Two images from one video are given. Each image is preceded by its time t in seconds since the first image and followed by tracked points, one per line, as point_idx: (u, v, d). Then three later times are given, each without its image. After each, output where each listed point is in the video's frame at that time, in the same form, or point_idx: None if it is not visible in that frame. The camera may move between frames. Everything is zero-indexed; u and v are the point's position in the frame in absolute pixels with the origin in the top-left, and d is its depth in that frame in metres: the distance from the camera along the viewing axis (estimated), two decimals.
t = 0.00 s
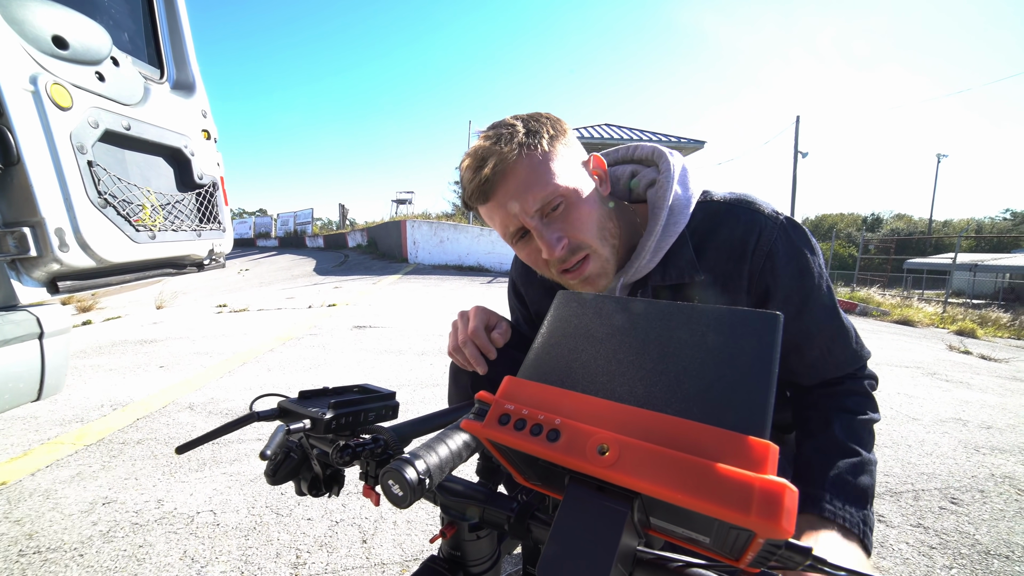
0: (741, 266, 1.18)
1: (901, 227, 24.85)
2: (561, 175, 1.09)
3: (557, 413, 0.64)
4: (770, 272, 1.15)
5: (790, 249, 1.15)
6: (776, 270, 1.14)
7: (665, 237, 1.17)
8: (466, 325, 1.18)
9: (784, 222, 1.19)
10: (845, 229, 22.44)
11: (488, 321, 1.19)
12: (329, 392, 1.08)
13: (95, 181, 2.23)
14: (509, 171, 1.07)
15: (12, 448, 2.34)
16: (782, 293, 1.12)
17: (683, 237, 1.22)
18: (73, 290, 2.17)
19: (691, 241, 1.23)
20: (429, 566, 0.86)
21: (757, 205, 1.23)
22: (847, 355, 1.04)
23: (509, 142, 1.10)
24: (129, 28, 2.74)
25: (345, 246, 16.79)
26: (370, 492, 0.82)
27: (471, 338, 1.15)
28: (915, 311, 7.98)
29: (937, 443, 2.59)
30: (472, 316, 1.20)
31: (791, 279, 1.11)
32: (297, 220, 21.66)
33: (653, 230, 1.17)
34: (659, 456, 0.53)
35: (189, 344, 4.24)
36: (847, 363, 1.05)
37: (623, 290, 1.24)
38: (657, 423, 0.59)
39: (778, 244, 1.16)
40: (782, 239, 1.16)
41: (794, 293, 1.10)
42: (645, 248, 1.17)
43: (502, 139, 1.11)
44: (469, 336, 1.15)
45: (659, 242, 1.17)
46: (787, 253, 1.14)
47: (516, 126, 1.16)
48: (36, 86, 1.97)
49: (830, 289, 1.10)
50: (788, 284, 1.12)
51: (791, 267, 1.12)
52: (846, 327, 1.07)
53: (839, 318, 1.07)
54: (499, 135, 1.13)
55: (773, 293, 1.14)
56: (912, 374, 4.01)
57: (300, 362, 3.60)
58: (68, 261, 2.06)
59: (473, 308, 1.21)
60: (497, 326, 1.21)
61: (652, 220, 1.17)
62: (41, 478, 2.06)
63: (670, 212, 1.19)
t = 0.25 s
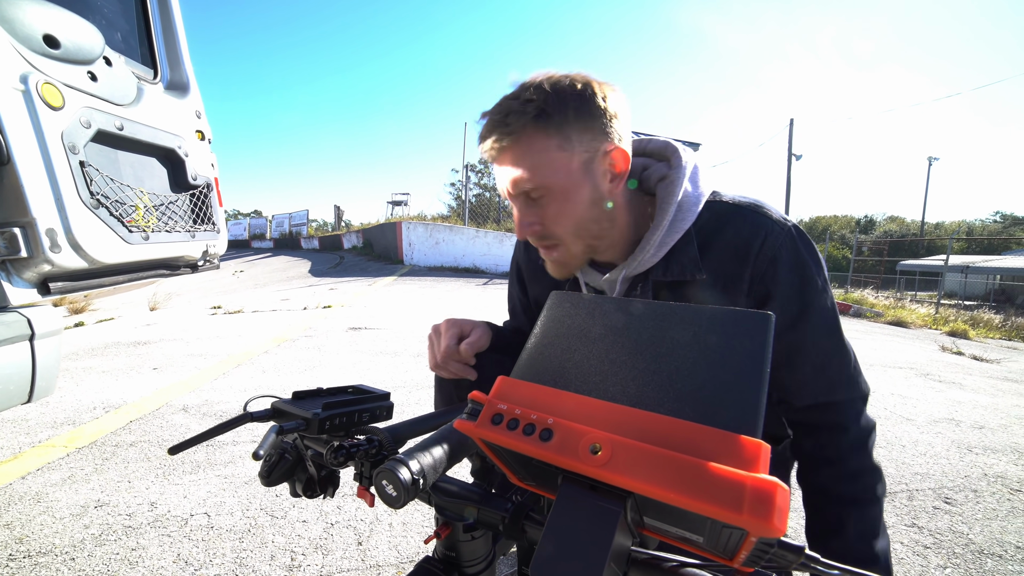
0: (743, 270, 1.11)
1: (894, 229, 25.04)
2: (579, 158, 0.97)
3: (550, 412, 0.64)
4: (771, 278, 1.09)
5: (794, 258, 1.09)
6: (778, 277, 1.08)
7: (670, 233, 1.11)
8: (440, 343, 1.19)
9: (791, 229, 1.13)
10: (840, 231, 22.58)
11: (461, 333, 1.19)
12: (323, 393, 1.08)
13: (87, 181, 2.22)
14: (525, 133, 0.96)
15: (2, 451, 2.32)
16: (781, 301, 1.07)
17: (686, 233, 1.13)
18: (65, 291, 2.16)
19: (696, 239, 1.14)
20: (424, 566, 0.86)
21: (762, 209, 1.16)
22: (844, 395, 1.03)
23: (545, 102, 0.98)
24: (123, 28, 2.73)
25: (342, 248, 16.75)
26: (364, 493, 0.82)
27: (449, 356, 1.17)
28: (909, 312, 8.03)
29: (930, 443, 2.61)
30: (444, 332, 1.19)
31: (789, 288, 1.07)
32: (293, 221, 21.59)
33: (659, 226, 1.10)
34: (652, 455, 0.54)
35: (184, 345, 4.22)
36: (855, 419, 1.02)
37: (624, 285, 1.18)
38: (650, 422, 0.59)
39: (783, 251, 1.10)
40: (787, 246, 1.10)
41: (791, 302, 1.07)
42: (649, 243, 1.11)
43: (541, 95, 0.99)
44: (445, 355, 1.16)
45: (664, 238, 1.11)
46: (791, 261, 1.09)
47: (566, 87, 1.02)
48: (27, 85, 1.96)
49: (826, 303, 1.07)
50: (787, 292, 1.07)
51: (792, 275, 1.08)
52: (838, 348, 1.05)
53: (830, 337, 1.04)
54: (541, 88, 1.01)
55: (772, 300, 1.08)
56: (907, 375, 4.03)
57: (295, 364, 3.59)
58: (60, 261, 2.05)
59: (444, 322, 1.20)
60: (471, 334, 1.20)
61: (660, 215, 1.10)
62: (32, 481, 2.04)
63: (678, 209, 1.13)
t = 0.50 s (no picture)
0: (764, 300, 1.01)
1: (890, 242, 25.19)
2: (586, 121, 1.06)
3: (556, 413, 0.64)
4: (795, 318, 0.97)
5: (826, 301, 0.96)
6: (805, 315, 0.96)
7: (697, 238, 1.08)
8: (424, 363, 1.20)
9: (827, 269, 1.00)
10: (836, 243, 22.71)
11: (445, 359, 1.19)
12: (324, 391, 1.07)
13: (90, 176, 2.22)
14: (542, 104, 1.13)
15: None
16: (801, 342, 0.95)
17: (714, 242, 1.08)
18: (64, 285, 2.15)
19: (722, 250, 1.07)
20: (422, 567, 0.86)
21: (805, 242, 1.05)
22: (850, 469, 0.92)
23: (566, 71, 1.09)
24: (129, 24, 2.73)
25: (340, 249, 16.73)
26: (363, 493, 0.82)
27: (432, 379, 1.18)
28: (904, 325, 8.06)
29: (927, 456, 2.61)
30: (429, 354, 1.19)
31: (813, 331, 0.95)
32: (292, 221, 21.56)
33: (688, 228, 1.09)
34: (657, 457, 0.54)
35: (180, 343, 4.20)
36: (855, 505, 0.93)
37: (641, 277, 1.20)
38: (656, 424, 0.59)
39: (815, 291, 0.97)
40: (822, 287, 0.97)
41: (811, 346, 0.94)
42: (672, 242, 1.10)
43: (571, 63, 1.10)
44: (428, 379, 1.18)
45: (690, 241, 1.09)
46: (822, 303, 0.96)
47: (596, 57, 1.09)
48: (33, 79, 1.96)
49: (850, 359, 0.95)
50: (809, 334, 0.95)
51: (819, 318, 0.95)
52: (853, 410, 0.94)
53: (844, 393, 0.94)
54: (579, 58, 1.10)
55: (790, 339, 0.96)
56: (903, 387, 4.05)
57: (292, 364, 3.57)
58: (61, 256, 2.04)
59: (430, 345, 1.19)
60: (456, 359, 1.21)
61: (690, 216, 1.09)
62: (24, 476, 2.02)
63: (711, 215, 1.10)
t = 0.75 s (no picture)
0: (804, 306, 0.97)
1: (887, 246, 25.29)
2: (640, 119, 1.06)
3: (559, 414, 0.64)
4: (832, 328, 0.93)
5: (867, 313, 0.92)
6: (845, 327, 0.92)
7: (739, 244, 1.07)
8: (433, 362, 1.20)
9: (875, 281, 0.95)
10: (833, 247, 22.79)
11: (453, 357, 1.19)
12: (325, 392, 1.07)
13: (89, 174, 2.21)
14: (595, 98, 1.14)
15: None
16: (836, 353, 0.92)
17: (757, 247, 1.06)
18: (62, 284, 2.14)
19: (767, 255, 1.05)
20: (423, 568, 0.86)
21: (855, 253, 1.00)
22: (881, 494, 0.87)
23: (625, 65, 1.09)
24: (129, 23, 2.73)
25: (338, 250, 16.72)
26: (364, 493, 0.82)
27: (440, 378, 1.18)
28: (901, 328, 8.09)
29: (924, 458, 2.62)
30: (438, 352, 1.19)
31: (849, 343, 0.91)
32: (290, 222, 21.54)
33: (731, 233, 1.08)
34: (661, 458, 0.54)
35: (178, 343, 4.19)
36: (881, 531, 0.87)
37: (676, 280, 1.21)
38: (658, 425, 0.59)
39: (857, 303, 0.93)
40: (865, 300, 0.93)
41: (845, 358, 0.91)
42: (713, 247, 1.10)
43: (626, 58, 1.10)
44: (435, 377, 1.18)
45: (731, 245, 1.08)
46: (862, 316, 0.92)
47: (657, 53, 1.08)
48: (32, 76, 1.96)
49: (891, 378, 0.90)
50: (845, 346, 0.91)
51: (858, 331, 0.91)
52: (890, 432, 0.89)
53: (882, 414, 0.88)
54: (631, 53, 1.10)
55: (825, 349, 0.93)
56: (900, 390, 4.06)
57: (290, 365, 3.56)
58: (58, 254, 2.04)
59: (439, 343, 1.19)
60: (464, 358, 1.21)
61: (734, 221, 1.08)
62: (20, 477, 2.01)
63: (756, 220, 1.08)
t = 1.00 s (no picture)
0: (824, 299, 0.96)
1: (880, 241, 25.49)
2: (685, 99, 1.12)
3: (554, 413, 0.65)
4: (853, 323, 0.92)
5: (891, 309, 0.91)
6: (866, 320, 0.91)
7: (764, 236, 1.08)
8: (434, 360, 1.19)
9: (903, 276, 0.94)
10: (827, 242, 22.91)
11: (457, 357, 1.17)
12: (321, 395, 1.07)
13: (79, 181, 2.20)
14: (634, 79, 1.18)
15: None
16: (855, 347, 0.90)
17: (783, 239, 1.06)
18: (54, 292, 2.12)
19: (791, 247, 1.05)
20: (422, 569, 0.86)
21: (883, 247, 0.99)
22: (890, 493, 0.86)
23: (663, 47, 1.16)
24: (118, 28, 2.72)
25: (334, 253, 16.68)
26: (361, 497, 0.82)
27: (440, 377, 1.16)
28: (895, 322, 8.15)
29: (919, 451, 2.63)
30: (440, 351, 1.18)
31: (870, 338, 0.90)
32: (285, 226, 21.46)
33: (756, 225, 1.08)
34: (654, 455, 0.54)
35: (174, 350, 4.17)
36: (884, 537, 0.86)
37: (698, 275, 1.22)
38: (653, 422, 0.60)
39: (881, 298, 0.92)
40: (890, 295, 0.92)
41: (865, 353, 0.89)
42: (738, 239, 1.11)
43: (672, 39, 1.16)
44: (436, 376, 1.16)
45: (756, 237, 1.09)
46: (885, 311, 0.91)
47: (693, 36, 1.15)
48: (20, 83, 1.94)
49: (911, 378, 0.88)
50: (866, 340, 0.90)
51: (880, 326, 0.90)
52: (906, 431, 0.87)
53: (898, 412, 0.87)
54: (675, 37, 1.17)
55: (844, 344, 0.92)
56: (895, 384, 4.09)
57: (287, 369, 3.55)
58: (50, 262, 2.02)
59: (443, 340, 1.18)
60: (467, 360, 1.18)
61: (761, 213, 1.08)
62: (14, 487, 2.00)
63: (783, 212, 1.09)
